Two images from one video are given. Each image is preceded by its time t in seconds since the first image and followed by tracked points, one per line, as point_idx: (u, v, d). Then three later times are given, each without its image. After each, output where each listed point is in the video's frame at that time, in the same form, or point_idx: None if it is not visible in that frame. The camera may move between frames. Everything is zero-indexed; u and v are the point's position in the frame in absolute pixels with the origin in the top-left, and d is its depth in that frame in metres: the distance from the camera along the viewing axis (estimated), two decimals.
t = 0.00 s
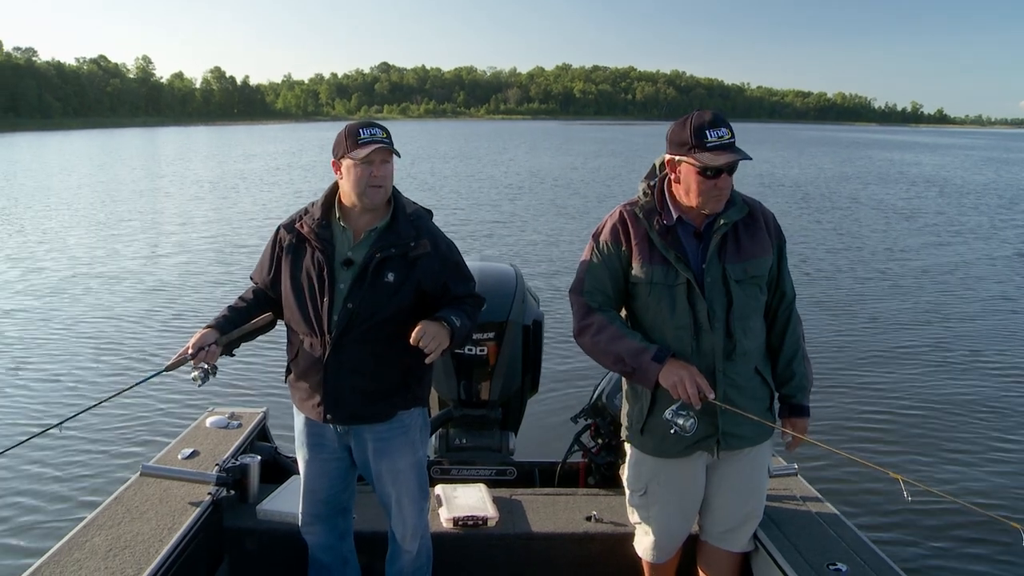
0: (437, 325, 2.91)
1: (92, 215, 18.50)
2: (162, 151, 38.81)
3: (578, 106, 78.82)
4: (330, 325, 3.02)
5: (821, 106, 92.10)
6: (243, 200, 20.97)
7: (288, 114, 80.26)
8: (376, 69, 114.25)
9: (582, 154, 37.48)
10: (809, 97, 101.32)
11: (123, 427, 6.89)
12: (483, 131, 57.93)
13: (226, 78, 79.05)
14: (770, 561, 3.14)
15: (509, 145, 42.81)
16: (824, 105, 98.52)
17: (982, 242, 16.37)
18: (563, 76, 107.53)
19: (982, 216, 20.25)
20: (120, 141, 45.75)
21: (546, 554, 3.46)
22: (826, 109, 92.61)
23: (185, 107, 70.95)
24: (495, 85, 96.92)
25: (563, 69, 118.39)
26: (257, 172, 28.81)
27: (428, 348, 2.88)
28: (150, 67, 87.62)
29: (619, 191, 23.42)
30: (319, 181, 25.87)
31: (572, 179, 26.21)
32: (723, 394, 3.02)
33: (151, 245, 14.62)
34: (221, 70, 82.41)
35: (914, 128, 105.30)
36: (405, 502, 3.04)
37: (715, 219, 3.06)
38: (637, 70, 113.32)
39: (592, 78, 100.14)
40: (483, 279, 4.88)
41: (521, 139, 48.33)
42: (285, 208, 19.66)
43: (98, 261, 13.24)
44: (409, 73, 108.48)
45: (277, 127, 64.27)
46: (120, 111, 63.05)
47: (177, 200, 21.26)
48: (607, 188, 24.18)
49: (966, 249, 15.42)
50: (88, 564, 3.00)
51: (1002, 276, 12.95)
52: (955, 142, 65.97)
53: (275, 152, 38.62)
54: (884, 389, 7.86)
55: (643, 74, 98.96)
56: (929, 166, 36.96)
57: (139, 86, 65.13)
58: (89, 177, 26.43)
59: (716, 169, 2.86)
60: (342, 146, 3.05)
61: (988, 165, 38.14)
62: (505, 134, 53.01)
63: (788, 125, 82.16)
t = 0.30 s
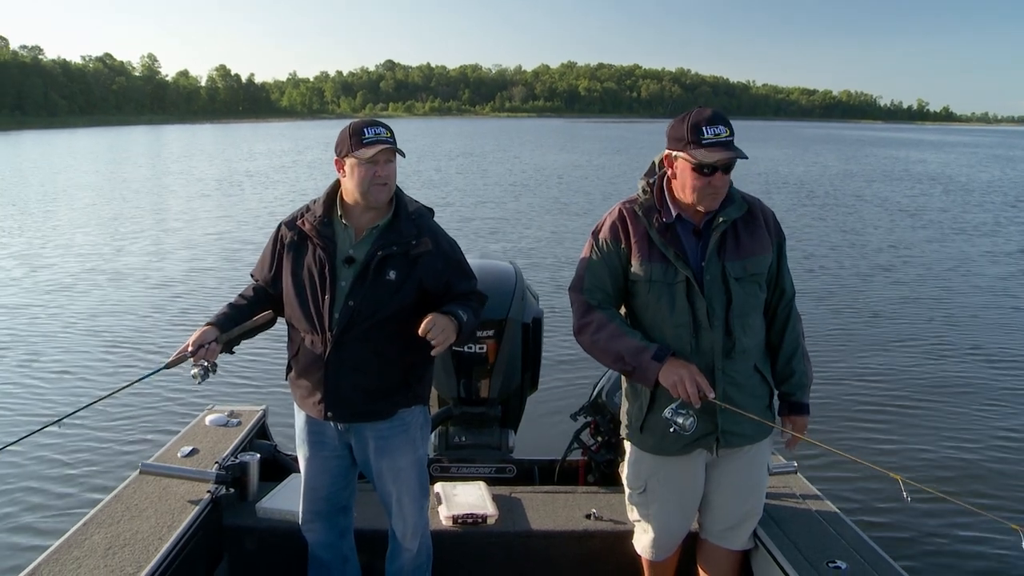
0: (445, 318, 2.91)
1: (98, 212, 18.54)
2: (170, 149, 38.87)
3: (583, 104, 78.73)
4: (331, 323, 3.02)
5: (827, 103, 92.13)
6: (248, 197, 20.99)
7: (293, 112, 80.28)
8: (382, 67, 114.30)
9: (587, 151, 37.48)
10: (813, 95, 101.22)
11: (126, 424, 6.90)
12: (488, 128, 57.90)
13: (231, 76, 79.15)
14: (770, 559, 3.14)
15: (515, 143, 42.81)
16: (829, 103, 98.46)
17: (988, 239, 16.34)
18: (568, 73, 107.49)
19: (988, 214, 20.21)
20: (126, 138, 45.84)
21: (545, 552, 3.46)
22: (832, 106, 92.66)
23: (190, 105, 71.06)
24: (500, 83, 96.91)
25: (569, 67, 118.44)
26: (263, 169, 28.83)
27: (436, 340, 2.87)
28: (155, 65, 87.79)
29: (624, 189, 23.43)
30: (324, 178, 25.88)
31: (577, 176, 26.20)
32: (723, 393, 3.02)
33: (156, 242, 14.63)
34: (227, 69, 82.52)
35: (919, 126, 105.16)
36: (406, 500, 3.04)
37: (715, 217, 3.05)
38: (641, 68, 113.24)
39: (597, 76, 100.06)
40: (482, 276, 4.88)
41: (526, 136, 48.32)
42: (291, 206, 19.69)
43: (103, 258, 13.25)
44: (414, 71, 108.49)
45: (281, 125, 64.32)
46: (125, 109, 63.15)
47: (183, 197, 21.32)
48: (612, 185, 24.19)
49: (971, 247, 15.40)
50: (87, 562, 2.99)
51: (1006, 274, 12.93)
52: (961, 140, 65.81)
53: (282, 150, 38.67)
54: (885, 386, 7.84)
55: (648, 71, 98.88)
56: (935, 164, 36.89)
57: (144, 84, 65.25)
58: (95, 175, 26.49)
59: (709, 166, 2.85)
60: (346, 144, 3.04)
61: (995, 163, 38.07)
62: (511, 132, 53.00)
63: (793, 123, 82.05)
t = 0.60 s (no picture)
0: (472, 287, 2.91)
1: (104, 211, 18.56)
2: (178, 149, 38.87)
3: (588, 102, 78.60)
4: (332, 322, 3.02)
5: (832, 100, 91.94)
6: (254, 197, 20.99)
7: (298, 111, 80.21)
8: (386, 66, 114.33)
9: (593, 150, 37.46)
10: (818, 92, 101.04)
11: (131, 423, 6.91)
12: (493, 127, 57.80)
13: (237, 76, 79.14)
14: (770, 558, 3.14)
15: (521, 142, 42.79)
16: (834, 101, 98.28)
17: (994, 237, 16.31)
18: (573, 72, 107.41)
19: (994, 212, 20.17)
20: (134, 138, 45.86)
21: (546, 551, 3.46)
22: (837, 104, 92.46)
23: (195, 105, 71.06)
24: (505, 81, 96.81)
25: (572, 65, 118.35)
26: (269, 168, 28.84)
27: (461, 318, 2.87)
28: (161, 64, 87.81)
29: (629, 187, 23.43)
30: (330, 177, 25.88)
31: (582, 175, 26.20)
32: (724, 392, 3.01)
33: (161, 241, 14.63)
34: (232, 68, 82.57)
35: (923, 123, 105.01)
36: (407, 500, 3.04)
37: (715, 215, 3.05)
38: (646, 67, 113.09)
39: (601, 74, 99.97)
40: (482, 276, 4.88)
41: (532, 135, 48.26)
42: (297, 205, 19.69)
43: (108, 257, 13.25)
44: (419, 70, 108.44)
45: (287, 124, 64.28)
46: (130, 109, 63.13)
47: (189, 197, 21.32)
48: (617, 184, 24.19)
49: (977, 245, 15.37)
50: (87, 563, 2.99)
51: (1012, 271, 12.91)
52: (966, 138, 65.69)
53: (289, 149, 38.68)
54: (888, 383, 7.84)
55: (653, 69, 98.84)
56: (941, 161, 36.85)
57: (150, 84, 65.23)
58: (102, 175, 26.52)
59: (689, 164, 2.88)
60: (349, 145, 3.03)
61: (1001, 161, 38.00)
62: (517, 131, 52.90)
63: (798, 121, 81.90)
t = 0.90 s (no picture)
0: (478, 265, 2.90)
1: (110, 212, 18.56)
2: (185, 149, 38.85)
3: (592, 101, 78.43)
4: (332, 323, 3.02)
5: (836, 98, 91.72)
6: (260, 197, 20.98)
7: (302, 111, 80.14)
8: (390, 65, 114.32)
9: (598, 149, 37.41)
10: (823, 90, 100.86)
11: (135, 422, 6.91)
12: (497, 126, 57.73)
13: (241, 76, 79.08)
14: (771, 555, 3.14)
15: (527, 141, 42.75)
16: (838, 99, 98.08)
17: (999, 234, 16.28)
18: (577, 71, 107.30)
19: (1000, 209, 20.14)
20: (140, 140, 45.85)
21: (546, 550, 3.46)
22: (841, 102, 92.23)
23: (200, 105, 71.01)
24: (510, 80, 96.68)
25: (575, 63, 118.23)
26: (274, 168, 28.84)
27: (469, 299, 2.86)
28: (165, 65, 87.80)
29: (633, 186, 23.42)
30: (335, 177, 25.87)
31: (587, 174, 26.19)
32: (722, 390, 3.01)
33: (166, 241, 14.63)
34: (237, 68, 82.54)
35: (927, 121, 104.85)
36: (407, 500, 3.03)
37: (712, 213, 3.05)
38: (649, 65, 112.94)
39: (605, 73, 99.85)
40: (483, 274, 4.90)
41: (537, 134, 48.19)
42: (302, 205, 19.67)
43: (113, 257, 13.25)
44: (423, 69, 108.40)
45: (291, 125, 64.23)
46: (135, 109, 63.11)
47: (195, 197, 21.33)
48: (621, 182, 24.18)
49: (983, 242, 15.35)
50: (88, 563, 2.99)
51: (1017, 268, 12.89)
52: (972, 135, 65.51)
53: (295, 150, 38.67)
54: (890, 380, 7.83)
55: (660, 67, 98.83)
56: (948, 159, 36.75)
57: (154, 85, 65.17)
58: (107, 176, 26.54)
59: (679, 161, 2.88)
60: (350, 148, 3.02)
61: (1007, 158, 37.91)
62: (522, 131, 52.80)
63: (802, 120, 81.75)
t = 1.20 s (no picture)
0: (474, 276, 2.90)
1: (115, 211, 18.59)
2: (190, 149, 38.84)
3: (596, 100, 78.32)
4: (332, 322, 3.02)
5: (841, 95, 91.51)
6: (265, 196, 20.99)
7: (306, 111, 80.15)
8: (394, 65, 114.31)
9: (602, 147, 37.40)
10: (827, 89, 100.66)
11: (139, 419, 6.91)
12: (501, 125, 57.68)
13: (245, 76, 79.12)
14: (770, 554, 3.14)
15: (532, 140, 42.72)
16: (842, 97, 97.93)
17: (1004, 231, 16.26)
18: (581, 69, 107.23)
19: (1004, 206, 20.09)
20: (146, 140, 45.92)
21: (546, 548, 3.46)
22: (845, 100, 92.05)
23: (204, 106, 71.07)
24: (513, 80, 96.63)
25: (578, 62, 118.11)
26: (279, 167, 28.84)
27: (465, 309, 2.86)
28: (170, 65, 87.90)
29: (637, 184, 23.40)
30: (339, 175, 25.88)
31: (591, 172, 26.18)
32: (721, 388, 3.01)
33: (171, 240, 14.65)
34: (241, 69, 82.63)
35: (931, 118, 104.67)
36: (407, 499, 3.04)
37: (710, 211, 3.05)
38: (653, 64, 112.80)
39: (609, 71, 99.77)
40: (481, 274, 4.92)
41: (542, 134, 48.13)
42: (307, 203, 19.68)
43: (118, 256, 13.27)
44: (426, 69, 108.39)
45: (295, 125, 64.29)
46: (139, 110, 63.17)
47: (200, 196, 21.35)
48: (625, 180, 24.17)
49: (987, 239, 15.32)
50: (88, 563, 3.00)
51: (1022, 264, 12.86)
52: (977, 132, 65.32)
53: (301, 149, 38.68)
54: (892, 376, 7.83)
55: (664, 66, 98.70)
56: (953, 156, 36.66)
57: (159, 85, 65.21)
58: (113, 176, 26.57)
59: (681, 161, 2.88)
60: (351, 148, 3.02)
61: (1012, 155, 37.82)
62: (526, 129, 52.77)
63: (807, 118, 81.60)
